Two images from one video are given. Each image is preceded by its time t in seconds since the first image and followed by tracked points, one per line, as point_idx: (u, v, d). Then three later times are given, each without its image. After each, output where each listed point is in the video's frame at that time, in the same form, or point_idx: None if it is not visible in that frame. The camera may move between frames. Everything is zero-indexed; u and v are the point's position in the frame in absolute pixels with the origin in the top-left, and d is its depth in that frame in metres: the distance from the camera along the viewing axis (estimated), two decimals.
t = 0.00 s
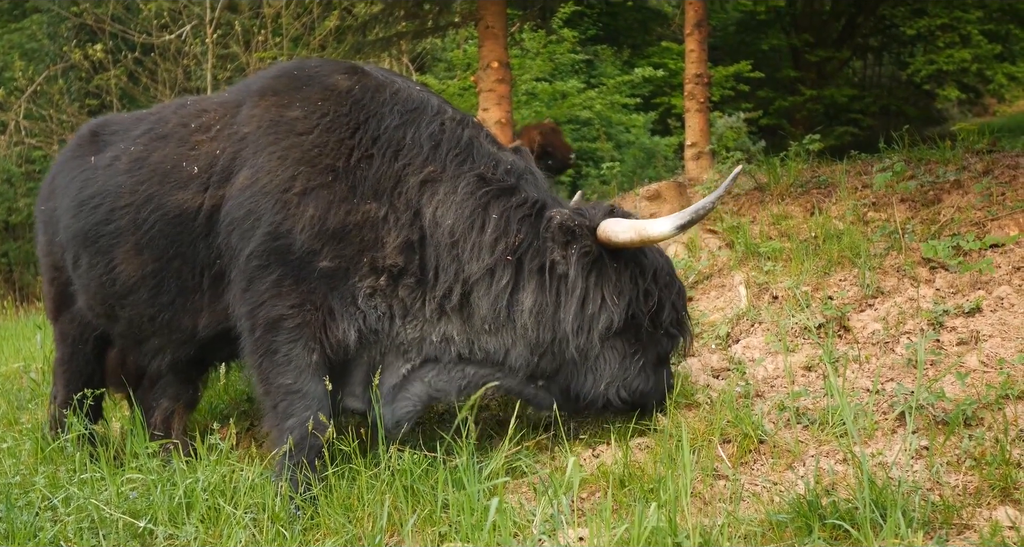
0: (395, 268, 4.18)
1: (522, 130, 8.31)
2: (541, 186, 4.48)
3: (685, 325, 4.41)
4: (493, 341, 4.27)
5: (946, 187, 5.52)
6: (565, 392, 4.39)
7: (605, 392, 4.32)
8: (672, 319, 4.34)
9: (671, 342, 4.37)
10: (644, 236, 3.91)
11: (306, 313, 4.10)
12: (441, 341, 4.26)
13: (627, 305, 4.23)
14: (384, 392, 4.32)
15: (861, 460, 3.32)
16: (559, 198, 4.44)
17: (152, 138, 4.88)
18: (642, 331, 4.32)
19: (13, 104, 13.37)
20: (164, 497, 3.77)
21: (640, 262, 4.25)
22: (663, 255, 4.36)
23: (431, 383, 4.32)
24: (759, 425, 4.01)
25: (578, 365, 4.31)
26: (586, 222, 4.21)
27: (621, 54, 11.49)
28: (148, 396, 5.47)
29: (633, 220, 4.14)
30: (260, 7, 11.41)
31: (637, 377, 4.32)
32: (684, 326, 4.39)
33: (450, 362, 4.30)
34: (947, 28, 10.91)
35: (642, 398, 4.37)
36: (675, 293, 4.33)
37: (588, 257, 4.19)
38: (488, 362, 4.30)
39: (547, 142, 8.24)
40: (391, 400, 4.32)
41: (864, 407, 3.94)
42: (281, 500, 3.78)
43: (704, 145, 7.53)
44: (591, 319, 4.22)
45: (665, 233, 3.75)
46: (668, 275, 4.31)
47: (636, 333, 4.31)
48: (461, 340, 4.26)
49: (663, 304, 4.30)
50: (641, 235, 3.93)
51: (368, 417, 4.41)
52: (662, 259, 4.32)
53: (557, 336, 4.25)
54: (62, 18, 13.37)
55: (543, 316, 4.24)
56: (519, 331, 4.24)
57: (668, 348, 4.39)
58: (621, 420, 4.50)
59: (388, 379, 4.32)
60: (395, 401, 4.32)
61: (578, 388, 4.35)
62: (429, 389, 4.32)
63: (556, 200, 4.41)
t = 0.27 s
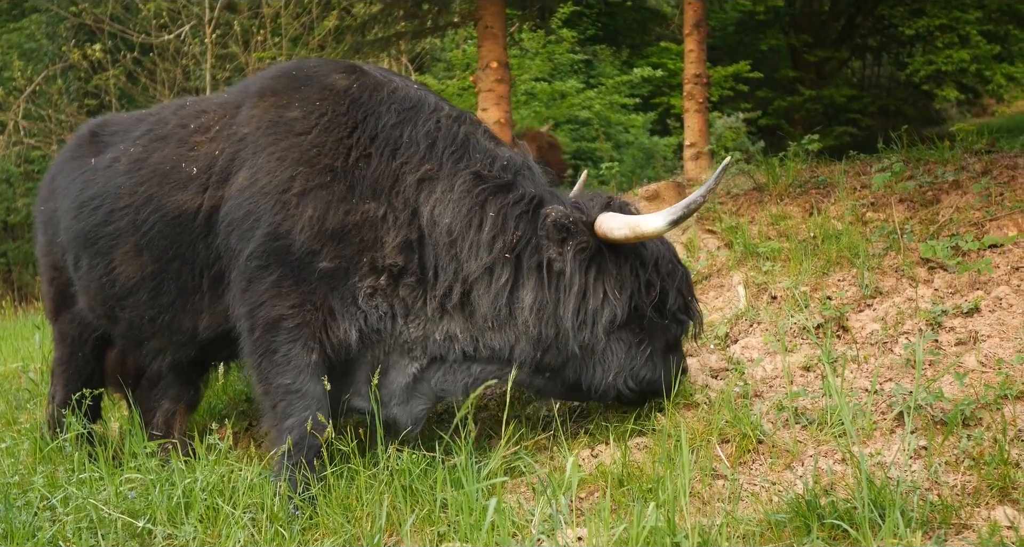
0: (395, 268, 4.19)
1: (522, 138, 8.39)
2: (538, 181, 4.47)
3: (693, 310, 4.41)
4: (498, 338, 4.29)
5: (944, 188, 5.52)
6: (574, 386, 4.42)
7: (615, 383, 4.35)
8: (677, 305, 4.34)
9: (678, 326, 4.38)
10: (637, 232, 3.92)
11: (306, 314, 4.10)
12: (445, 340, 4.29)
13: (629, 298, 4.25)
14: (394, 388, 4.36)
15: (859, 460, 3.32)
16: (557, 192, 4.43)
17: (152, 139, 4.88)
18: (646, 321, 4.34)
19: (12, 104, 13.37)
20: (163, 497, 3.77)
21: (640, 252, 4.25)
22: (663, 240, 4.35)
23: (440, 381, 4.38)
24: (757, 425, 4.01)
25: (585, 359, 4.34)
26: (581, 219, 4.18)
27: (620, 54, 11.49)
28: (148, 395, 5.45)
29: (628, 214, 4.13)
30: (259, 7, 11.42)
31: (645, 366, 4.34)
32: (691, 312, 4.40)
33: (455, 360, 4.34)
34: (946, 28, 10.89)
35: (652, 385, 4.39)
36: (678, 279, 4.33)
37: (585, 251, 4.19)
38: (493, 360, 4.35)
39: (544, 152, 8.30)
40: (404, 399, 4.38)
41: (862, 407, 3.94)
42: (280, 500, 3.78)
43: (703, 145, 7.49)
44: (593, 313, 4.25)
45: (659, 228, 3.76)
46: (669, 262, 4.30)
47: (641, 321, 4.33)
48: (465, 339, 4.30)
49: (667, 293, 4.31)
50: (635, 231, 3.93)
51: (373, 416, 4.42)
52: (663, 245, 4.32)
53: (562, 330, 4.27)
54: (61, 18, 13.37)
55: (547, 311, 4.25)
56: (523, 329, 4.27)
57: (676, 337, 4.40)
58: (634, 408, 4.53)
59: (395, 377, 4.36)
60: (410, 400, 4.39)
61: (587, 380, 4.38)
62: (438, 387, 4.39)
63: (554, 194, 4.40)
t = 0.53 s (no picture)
0: (395, 266, 4.19)
1: (522, 131, 8.33)
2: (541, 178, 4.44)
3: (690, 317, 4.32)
4: (492, 336, 4.28)
5: (944, 187, 5.52)
6: (562, 383, 4.36)
7: (602, 385, 4.29)
8: (673, 312, 4.25)
9: (672, 334, 4.29)
10: (626, 220, 3.91)
11: (306, 312, 4.10)
12: (441, 337, 4.27)
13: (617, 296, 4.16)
14: (393, 390, 4.35)
15: (858, 459, 3.32)
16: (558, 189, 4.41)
17: (152, 138, 4.88)
18: (637, 323, 4.25)
19: (11, 103, 13.36)
20: (162, 496, 3.76)
21: (634, 252, 4.18)
22: (662, 243, 4.27)
23: (438, 381, 4.36)
24: (757, 425, 4.02)
25: (573, 357, 4.29)
26: (580, 207, 4.16)
27: (620, 54, 11.49)
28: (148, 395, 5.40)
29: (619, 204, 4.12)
30: (259, 6, 11.41)
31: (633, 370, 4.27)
32: (686, 320, 4.28)
33: (452, 359, 4.32)
34: (945, 28, 10.89)
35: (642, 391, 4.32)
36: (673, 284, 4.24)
37: (580, 248, 4.15)
38: (488, 358, 4.32)
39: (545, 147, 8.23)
40: (400, 400, 4.37)
41: (862, 407, 3.93)
42: (279, 499, 3.78)
43: (702, 145, 7.52)
44: (580, 307, 4.18)
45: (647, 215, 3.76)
46: (665, 265, 4.21)
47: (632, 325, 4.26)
48: (462, 336, 4.27)
49: (658, 295, 4.21)
50: (624, 219, 3.93)
51: (374, 416, 4.42)
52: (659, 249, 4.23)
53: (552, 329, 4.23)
54: (61, 18, 13.35)
55: (539, 310, 4.22)
56: (516, 324, 4.24)
57: (670, 343, 4.29)
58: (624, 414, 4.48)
59: (393, 379, 4.34)
60: (406, 401, 4.38)
61: (576, 382, 4.33)
62: (437, 386, 4.36)
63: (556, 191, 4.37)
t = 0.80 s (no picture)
0: (394, 270, 4.19)
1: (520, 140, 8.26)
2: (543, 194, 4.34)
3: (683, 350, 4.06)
4: (480, 350, 4.20)
5: (944, 186, 5.51)
6: (544, 411, 4.19)
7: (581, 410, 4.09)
8: (661, 340, 4.02)
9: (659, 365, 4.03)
10: (589, 236, 3.84)
11: (309, 312, 4.10)
12: (433, 345, 4.24)
13: (598, 316, 4.00)
14: (383, 391, 4.31)
15: (858, 459, 3.32)
16: (559, 205, 4.32)
17: (156, 136, 4.87)
18: (622, 350, 4.04)
19: (10, 102, 13.34)
20: (161, 495, 3.76)
21: (618, 272, 4.02)
22: (655, 269, 4.07)
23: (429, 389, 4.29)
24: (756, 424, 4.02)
25: (554, 379, 4.12)
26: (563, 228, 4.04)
27: (620, 53, 11.48)
28: (147, 395, 5.39)
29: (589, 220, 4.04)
30: (258, 5, 11.39)
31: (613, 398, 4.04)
32: (677, 351, 4.03)
33: (444, 368, 4.26)
34: (945, 28, 10.89)
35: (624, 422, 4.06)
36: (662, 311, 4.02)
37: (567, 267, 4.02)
38: (477, 372, 4.24)
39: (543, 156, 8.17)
40: (390, 402, 4.30)
41: (861, 406, 3.93)
42: (280, 497, 3.79)
43: (701, 145, 7.52)
44: (559, 326, 4.05)
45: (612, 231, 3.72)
46: (652, 288, 4.02)
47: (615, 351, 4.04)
48: (453, 345, 4.23)
49: (643, 319, 3.99)
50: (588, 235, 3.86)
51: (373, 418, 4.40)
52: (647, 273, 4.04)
53: (532, 348, 4.10)
54: (60, 16, 13.32)
55: (521, 325, 4.12)
56: (498, 339, 4.16)
57: (659, 373, 4.04)
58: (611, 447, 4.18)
59: (388, 380, 4.31)
60: (396, 404, 4.30)
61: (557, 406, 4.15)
62: (427, 395, 4.29)
63: (555, 208, 4.29)
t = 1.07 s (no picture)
0: (391, 270, 4.19)
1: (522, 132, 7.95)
2: (538, 195, 4.20)
3: (667, 367, 3.78)
4: (465, 356, 4.11)
5: (943, 183, 5.50)
6: (525, 425, 4.04)
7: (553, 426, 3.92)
8: (641, 356, 3.76)
9: (636, 381, 3.78)
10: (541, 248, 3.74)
11: (310, 310, 4.10)
12: (424, 348, 4.18)
13: (569, 328, 3.81)
14: (390, 393, 4.29)
15: (857, 456, 3.32)
16: (550, 207, 4.15)
17: (162, 131, 4.87)
18: (597, 364, 3.82)
19: (8, 99, 13.31)
20: (160, 492, 3.76)
21: (590, 284, 3.82)
22: (637, 279, 3.82)
23: (427, 390, 4.25)
24: (756, 421, 4.02)
25: (528, 391, 3.97)
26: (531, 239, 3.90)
27: (619, 50, 11.48)
28: (149, 392, 5.50)
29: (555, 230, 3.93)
30: (257, 2, 11.38)
31: (586, 414, 3.84)
32: (658, 367, 3.76)
33: (436, 371, 4.20)
34: (945, 25, 10.86)
35: (599, 439, 3.87)
36: (640, 325, 3.76)
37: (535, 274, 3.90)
38: (466, 378, 4.15)
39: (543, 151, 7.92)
40: (398, 404, 4.30)
41: (861, 403, 3.94)
42: (280, 495, 3.79)
43: (700, 142, 7.51)
44: (531, 338, 3.89)
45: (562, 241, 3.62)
46: (628, 300, 3.78)
47: (589, 365, 3.83)
48: (443, 349, 4.15)
49: (616, 333, 3.76)
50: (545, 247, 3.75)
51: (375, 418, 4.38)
52: (624, 285, 3.80)
53: (507, 359, 3.97)
54: (59, 13, 13.29)
55: (497, 334, 4.00)
56: (477, 346, 4.06)
57: (639, 390, 3.79)
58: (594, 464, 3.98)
59: (392, 383, 4.29)
60: (403, 406, 4.30)
61: (532, 419, 3.99)
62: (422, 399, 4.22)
63: (546, 210, 4.14)
